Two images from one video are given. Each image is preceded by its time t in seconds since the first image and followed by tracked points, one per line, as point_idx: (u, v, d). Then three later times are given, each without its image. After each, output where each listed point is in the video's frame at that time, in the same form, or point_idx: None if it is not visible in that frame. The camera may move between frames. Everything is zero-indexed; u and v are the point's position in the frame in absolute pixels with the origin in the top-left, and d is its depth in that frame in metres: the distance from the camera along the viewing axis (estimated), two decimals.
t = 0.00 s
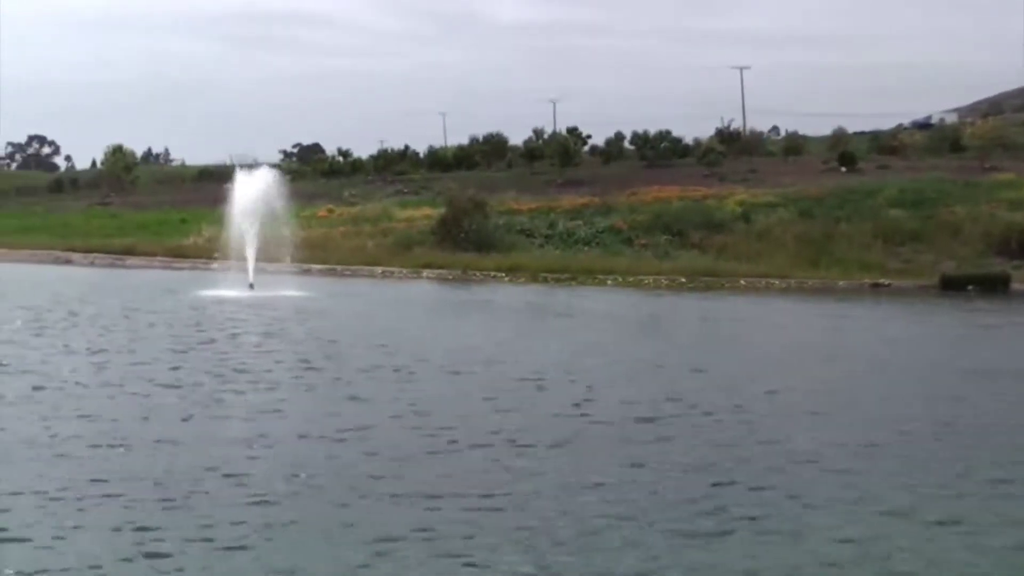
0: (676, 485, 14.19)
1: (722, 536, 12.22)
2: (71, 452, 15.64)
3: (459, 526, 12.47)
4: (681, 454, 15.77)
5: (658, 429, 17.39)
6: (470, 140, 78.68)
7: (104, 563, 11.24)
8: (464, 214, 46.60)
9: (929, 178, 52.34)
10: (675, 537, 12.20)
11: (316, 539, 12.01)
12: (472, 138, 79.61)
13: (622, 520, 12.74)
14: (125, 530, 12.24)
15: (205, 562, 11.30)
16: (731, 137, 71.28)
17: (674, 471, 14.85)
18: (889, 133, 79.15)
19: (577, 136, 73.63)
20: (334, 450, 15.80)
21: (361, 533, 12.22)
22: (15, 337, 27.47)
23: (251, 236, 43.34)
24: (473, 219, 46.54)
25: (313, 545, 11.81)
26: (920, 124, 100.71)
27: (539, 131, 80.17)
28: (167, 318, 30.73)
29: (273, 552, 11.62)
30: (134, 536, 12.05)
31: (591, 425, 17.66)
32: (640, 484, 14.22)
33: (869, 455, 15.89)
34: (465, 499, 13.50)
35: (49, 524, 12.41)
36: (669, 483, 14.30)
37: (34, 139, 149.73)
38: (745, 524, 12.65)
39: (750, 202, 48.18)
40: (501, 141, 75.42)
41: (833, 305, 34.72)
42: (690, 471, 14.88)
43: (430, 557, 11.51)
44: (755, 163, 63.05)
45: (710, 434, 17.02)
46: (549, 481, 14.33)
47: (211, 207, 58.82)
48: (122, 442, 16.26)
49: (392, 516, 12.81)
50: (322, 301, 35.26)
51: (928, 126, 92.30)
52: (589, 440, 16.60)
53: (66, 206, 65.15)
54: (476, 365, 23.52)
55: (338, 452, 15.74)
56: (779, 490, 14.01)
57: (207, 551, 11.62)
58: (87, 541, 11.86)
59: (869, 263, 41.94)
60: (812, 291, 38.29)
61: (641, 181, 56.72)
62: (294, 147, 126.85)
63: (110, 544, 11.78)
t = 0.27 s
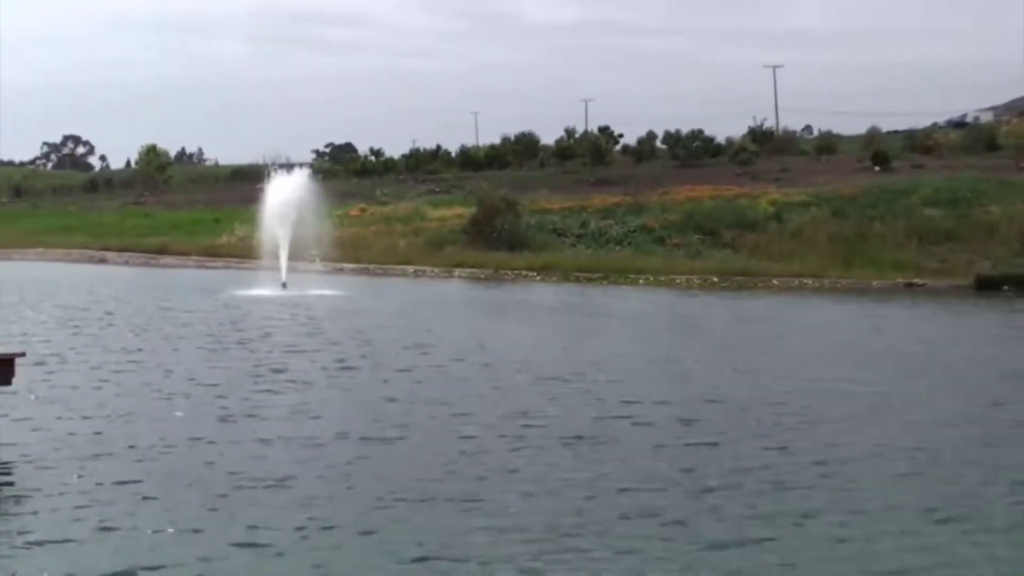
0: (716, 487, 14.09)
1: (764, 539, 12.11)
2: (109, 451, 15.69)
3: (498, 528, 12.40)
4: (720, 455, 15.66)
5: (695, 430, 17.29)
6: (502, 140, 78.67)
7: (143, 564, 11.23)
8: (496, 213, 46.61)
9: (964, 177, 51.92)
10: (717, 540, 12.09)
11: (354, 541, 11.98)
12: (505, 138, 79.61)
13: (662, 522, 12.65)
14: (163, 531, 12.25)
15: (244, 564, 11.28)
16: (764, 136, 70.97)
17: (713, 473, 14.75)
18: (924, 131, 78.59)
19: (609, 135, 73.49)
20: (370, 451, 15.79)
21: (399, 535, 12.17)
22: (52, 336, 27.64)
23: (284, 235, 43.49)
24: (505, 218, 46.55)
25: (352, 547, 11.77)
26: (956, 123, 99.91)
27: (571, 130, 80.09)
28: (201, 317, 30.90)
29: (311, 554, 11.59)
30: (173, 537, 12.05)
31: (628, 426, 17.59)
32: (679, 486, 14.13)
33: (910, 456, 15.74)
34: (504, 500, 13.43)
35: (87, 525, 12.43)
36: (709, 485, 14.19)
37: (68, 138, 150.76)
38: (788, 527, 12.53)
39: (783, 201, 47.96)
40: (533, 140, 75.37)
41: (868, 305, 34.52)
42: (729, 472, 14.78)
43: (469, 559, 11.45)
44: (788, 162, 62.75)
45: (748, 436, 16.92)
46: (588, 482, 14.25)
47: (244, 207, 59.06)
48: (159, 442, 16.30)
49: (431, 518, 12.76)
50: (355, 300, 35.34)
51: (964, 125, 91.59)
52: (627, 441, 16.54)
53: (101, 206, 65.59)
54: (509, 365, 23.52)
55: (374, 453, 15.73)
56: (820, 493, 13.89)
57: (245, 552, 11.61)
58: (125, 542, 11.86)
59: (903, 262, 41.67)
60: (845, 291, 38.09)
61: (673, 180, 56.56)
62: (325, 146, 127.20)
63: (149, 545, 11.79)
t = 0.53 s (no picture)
0: (755, 490, 13.96)
1: (805, 543, 11.97)
2: (146, 452, 15.76)
3: (535, 531, 12.33)
4: (758, 458, 15.54)
5: (733, 431, 17.18)
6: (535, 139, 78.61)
7: (180, 566, 11.24)
8: (529, 212, 46.58)
9: (1001, 175, 51.49)
10: (757, 544, 11.98)
11: (391, 543, 11.95)
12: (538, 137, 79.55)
13: (701, 526, 12.55)
14: (200, 532, 12.26)
15: (280, 566, 11.27)
16: (799, 134, 70.62)
17: (752, 476, 14.63)
18: (961, 130, 77.98)
19: (643, 134, 73.34)
20: (406, 451, 15.77)
21: (436, 538, 12.12)
22: (89, 335, 27.83)
23: (319, 234, 43.66)
24: (538, 217, 46.52)
25: (388, 550, 11.73)
26: (994, 121, 99.06)
27: (605, 130, 79.94)
28: (237, 316, 31.06)
29: (348, 556, 11.57)
30: (210, 538, 12.06)
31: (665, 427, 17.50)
32: (717, 488, 14.02)
33: (952, 458, 15.57)
34: (541, 503, 13.37)
35: (125, 526, 12.47)
36: (749, 487, 14.07)
37: (105, 138, 151.86)
38: (829, 530, 12.39)
39: (818, 200, 47.67)
40: (567, 139, 75.30)
41: (904, 304, 34.28)
42: (769, 475, 14.65)
43: (506, 563, 11.38)
44: (824, 160, 62.39)
45: (787, 437, 16.79)
46: (626, 485, 14.16)
47: (279, 206, 59.35)
48: (196, 442, 16.35)
49: (469, 520, 12.71)
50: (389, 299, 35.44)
51: (1002, 123, 90.80)
52: (663, 442, 16.44)
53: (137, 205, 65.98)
54: (543, 364, 23.52)
55: (410, 453, 15.72)
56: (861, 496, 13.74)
57: (282, 554, 11.60)
58: (163, 544, 11.88)
59: (939, 261, 41.37)
60: (881, 290, 37.85)
61: (707, 179, 56.36)
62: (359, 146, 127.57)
63: (186, 547, 11.80)
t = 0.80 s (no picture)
0: (794, 494, 13.83)
1: (834, 546, 11.91)
2: (183, 450, 15.82)
3: (572, 533, 12.27)
4: (790, 459, 15.47)
5: (771, 433, 17.05)
6: (572, 137, 78.50)
7: (215, 566, 11.27)
8: (565, 212, 46.54)
9: None
10: (796, 549, 11.85)
11: (427, 545, 11.92)
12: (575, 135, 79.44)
13: (739, 530, 12.43)
14: (235, 532, 12.28)
15: (314, 567, 11.26)
16: (837, 133, 70.16)
17: (791, 478, 14.50)
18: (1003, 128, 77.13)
19: (680, 133, 73.08)
20: (442, 451, 15.75)
21: (470, 540, 12.08)
22: (128, 333, 28.04)
23: (355, 233, 43.80)
24: (574, 216, 46.46)
25: (423, 552, 11.69)
26: None
27: (642, 128, 79.74)
28: (273, 315, 31.23)
29: (382, 556, 11.55)
30: (245, 538, 12.08)
31: (702, 429, 17.39)
32: (756, 491, 13.89)
33: (994, 462, 15.37)
34: (578, 505, 13.29)
35: (161, 525, 12.52)
36: (788, 490, 13.94)
37: (144, 137, 152.98)
38: (869, 535, 12.25)
39: (856, 199, 47.32)
40: (604, 138, 75.16)
41: (943, 304, 33.97)
42: (808, 478, 14.51)
43: (542, 566, 11.32)
44: (862, 159, 61.97)
45: (826, 439, 16.64)
46: (664, 487, 14.05)
47: (316, 205, 59.57)
48: (232, 441, 16.41)
49: (504, 522, 12.65)
50: (425, 298, 35.50)
51: None
52: (701, 444, 16.34)
53: (176, 204, 66.47)
54: (577, 364, 23.49)
55: (443, 453, 15.71)
56: (902, 499, 13.58)
57: (317, 554, 11.59)
58: (198, 543, 11.91)
59: (979, 261, 40.95)
60: (919, 290, 37.52)
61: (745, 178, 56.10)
62: (397, 145, 127.89)
63: (221, 546, 11.83)
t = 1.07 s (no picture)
0: (835, 498, 13.65)
1: (866, 550, 11.83)
2: (217, 452, 15.81)
3: (610, 538, 12.15)
4: (822, 462, 15.37)
5: (811, 437, 16.88)
6: (604, 137, 78.34)
7: (248, 567, 11.26)
8: (596, 211, 46.44)
9: None
10: (837, 557, 11.68)
11: (462, 549, 11.83)
12: (606, 135, 79.28)
13: (780, 536, 12.27)
14: (270, 534, 12.25)
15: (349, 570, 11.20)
16: (870, 132, 69.72)
17: (831, 482, 14.33)
18: None
19: (711, 132, 72.81)
20: (477, 454, 15.66)
21: (507, 544, 11.97)
22: (162, 332, 28.16)
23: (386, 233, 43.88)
24: (605, 216, 46.35)
25: (459, 556, 11.61)
26: None
27: (673, 128, 79.48)
28: (305, 314, 31.30)
29: (416, 559, 11.51)
30: (279, 541, 12.03)
31: (737, 431, 17.27)
32: (796, 496, 13.72)
33: None
34: (615, 508, 13.16)
35: (195, 526, 12.53)
36: (826, 496, 13.77)
37: (177, 137, 153.67)
38: (912, 542, 12.06)
39: (889, 198, 47.00)
40: (635, 137, 74.98)
41: (978, 305, 33.67)
42: (849, 482, 14.34)
43: (579, 570, 11.21)
44: (895, 158, 61.56)
45: (866, 442, 16.46)
46: (702, 491, 13.91)
47: (347, 204, 59.72)
48: (266, 442, 16.39)
49: (539, 526, 12.53)
50: (456, 297, 35.50)
51: None
52: (737, 446, 16.22)
53: (208, 203, 66.79)
54: (610, 365, 23.42)
55: (473, 454, 15.69)
56: (944, 504, 13.39)
57: (347, 556, 11.60)
58: (233, 546, 11.87)
59: (1014, 262, 40.58)
60: (954, 290, 37.22)
61: (777, 177, 55.82)
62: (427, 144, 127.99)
63: (255, 549, 11.79)
